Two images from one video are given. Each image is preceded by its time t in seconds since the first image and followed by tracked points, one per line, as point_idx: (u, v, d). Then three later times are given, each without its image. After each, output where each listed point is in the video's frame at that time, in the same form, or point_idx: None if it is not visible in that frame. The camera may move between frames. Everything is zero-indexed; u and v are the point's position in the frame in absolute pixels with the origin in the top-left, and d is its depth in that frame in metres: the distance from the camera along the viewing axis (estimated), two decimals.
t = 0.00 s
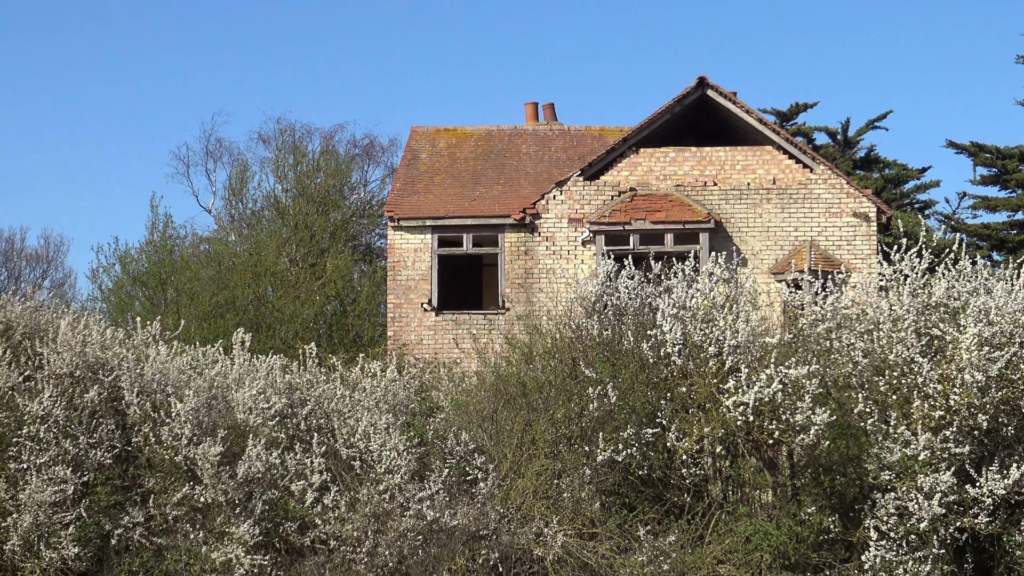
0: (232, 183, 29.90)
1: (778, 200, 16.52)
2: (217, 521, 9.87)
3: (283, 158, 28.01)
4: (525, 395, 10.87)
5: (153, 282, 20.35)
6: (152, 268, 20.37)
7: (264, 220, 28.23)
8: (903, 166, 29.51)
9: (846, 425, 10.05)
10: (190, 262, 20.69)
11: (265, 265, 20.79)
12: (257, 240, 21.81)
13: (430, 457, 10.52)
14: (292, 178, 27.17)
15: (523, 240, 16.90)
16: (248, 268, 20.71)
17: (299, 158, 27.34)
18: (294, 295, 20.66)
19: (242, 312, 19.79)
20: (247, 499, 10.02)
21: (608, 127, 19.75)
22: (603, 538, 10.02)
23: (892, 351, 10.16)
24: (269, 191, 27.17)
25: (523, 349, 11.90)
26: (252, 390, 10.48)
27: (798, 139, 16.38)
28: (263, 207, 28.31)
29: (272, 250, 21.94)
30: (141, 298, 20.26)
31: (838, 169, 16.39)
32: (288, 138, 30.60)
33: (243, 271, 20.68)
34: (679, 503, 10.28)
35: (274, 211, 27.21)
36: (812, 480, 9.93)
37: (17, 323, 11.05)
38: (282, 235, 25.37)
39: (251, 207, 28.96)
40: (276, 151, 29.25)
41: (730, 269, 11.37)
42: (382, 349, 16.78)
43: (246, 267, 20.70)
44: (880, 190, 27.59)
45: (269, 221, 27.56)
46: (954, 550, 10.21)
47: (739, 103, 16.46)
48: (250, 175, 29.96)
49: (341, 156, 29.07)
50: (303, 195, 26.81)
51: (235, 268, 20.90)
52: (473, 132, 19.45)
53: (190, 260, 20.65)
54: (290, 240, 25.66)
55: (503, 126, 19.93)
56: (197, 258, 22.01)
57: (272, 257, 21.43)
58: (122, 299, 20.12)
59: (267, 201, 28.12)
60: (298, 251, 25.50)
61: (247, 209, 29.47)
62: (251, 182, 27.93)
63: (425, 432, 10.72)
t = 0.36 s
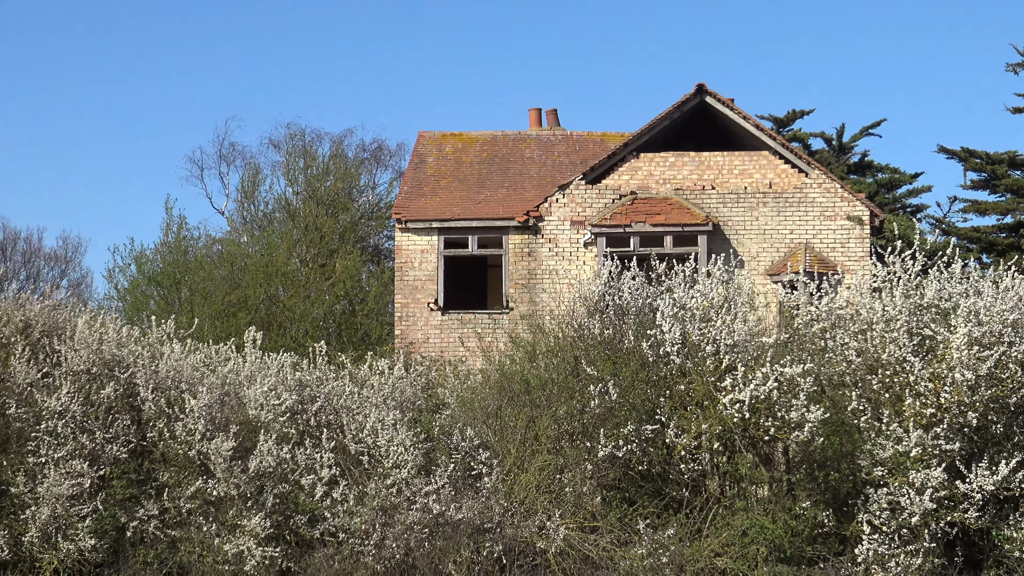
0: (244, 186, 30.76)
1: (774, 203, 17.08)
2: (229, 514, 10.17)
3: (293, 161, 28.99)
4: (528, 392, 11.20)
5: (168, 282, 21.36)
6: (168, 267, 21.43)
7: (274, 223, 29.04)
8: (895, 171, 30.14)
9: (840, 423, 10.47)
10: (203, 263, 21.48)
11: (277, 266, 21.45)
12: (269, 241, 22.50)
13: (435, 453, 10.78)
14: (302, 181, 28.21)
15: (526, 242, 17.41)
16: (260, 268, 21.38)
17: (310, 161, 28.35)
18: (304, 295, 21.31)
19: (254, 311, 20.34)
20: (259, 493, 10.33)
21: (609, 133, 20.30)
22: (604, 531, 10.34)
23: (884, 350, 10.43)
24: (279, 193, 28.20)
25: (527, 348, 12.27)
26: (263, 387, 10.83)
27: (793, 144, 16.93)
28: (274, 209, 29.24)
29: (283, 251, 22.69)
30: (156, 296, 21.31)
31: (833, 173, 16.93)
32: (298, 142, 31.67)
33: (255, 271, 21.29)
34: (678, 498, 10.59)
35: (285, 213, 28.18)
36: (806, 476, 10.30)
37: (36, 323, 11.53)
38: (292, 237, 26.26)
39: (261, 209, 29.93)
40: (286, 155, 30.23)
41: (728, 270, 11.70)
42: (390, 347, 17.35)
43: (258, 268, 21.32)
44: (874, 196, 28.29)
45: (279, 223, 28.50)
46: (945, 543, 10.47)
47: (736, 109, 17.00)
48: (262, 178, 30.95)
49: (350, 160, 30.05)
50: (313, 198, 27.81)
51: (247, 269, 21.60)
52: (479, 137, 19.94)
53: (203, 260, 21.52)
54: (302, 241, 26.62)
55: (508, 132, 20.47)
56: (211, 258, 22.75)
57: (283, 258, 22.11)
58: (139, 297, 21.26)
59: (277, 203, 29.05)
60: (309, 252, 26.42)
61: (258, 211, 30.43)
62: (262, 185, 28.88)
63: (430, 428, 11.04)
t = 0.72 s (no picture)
0: (259, 191, 32.01)
1: (773, 209, 17.80)
2: (243, 510, 10.50)
3: (307, 168, 30.12)
4: (533, 392, 11.53)
5: (184, 284, 21.69)
6: (184, 270, 21.82)
7: (288, 228, 30.11)
8: (891, 177, 30.77)
9: (837, 423, 10.64)
10: (217, 267, 22.13)
11: (290, 268, 22.06)
12: (282, 244, 23.05)
13: (444, 451, 11.10)
14: (314, 186, 29.37)
15: (532, 247, 18.19)
16: (275, 271, 22.01)
17: (323, 168, 29.50)
18: (316, 297, 21.94)
19: (268, 313, 20.62)
20: (272, 489, 10.66)
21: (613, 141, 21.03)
22: (607, 527, 10.68)
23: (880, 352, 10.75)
24: (293, 199, 29.36)
25: (532, 349, 12.61)
26: (277, 386, 11.18)
27: (791, 152, 17.60)
28: (288, 214, 30.29)
29: (297, 252, 23.19)
30: (172, 298, 21.57)
31: (829, 180, 17.63)
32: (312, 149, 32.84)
33: (269, 274, 21.94)
34: (678, 495, 10.91)
35: (298, 218, 29.28)
36: (803, 474, 10.57)
37: (56, 323, 11.95)
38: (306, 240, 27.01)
39: (276, 214, 30.99)
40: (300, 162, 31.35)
41: (729, 273, 12.00)
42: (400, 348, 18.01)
43: (273, 270, 21.96)
44: (870, 202, 28.79)
45: (293, 227, 29.58)
46: (938, 540, 10.78)
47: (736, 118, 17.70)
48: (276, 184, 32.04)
49: (362, 167, 31.13)
50: (325, 203, 28.90)
51: (262, 271, 22.19)
52: (486, 145, 20.72)
53: (218, 264, 22.09)
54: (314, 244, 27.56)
55: (515, 140, 21.22)
56: (226, 261, 23.37)
57: (296, 261, 22.65)
58: (156, 299, 21.38)
59: (291, 208, 30.13)
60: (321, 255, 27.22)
61: (273, 216, 31.50)
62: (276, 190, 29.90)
63: (438, 426, 11.36)
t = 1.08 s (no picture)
0: (272, 196, 32.48)
1: (773, 214, 18.15)
2: (256, 505, 10.79)
3: (318, 173, 30.82)
4: (538, 391, 11.83)
5: (199, 286, 22.20)
6: (198, 273, 22.39)
7: (300, 231, 30.74)
8: (886, 183, 31.19)
9: (834, 422, 10.92)
10: (231, 268, 22.56)
11: (301, 270, 22.37)
12: (293, 248, 23.53)
13: (451, 449, 11.37)
14: (326, 191, 30.08)
15: (538, 250, 18.53)
16: (286, 273, 22.32)
17: (335, 173, 30.23)
18: (327, 298, 22.12)
19: (281, 314, 20.99)
20: (284, 485, 10.95)
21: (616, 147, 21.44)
22: (610, 523, 10.95)
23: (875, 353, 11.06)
24: (305, 204, 30.06)
25: (538, 349, 12.93)
26: (289, 385, 11.59)
27: (790, 158, 17.97)
28: (300, 218, 30.94)
29: (307, 256, 23.64)
30: (188, 299, 22.16)
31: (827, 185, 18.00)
32: (324, 155, 33.54)
33: (281, 276, 22.24)
34: (680, 492, 11.20)
35: (311, 222, 29.98)
36: (801, 471, 10.82)
37: (74, 323, 12.29)
38: (317, 244, 27.79)
39: (289, 218, 31.69)
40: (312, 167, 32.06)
41: (728, 276, 12.32)
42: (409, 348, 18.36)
43: (284, 272, 22.28)
44: (866, 207, 29.22)
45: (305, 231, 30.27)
46: (932, 536, 11.07)
47: (736, 125, 18.08)
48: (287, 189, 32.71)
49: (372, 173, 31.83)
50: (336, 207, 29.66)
51: (273, 273, 22.49)
52: (493, 151, 21.10)
53: (232, 265, 22.51)
54: (326, 247, 28.27)
55: (521, 146, 21.60)
56: (240, 264, 23.98)
57: (307, 263, 23.00)
58: (172, 300, 22.08)
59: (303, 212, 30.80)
60: (333, 258, 27.96)
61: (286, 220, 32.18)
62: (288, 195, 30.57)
63: (445, 424, 11.69)
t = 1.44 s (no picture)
0: (284, 198, 32.88)
1: (771, 217, 18.48)
2: (268, 499, 11.12)
3: (329, 175, 31.21)
4: (543, 389, 12.15)
5: (214, 286, 22.75)
6: (213, 273, 22.86)
7: (312, 232, 31.10)
8: (882, 186, 31.51)
9: (831, 419, 11.19)
10: (245, 269, 23.02)
11: (313, 270, 22.59)
12: (305, 249, 23.87)
13: (458, 444, 11.84)
14: (337, 194, 30.49)
15: (543, 251, 18.89)
16: (299, 273, 22.53)
17: (346, 176, 30.62)
18: (338, 297, 22.64)
19: (293, 313, 21.60)
20: (296, 479, 11.29)
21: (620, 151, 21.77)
22: (613, 517, 11.28)
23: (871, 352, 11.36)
24: (317, 206, 30.45)
25: (543, 347, 13.24)
26: (301, 382, 11.83)
27: (789, 162, 18.27)
28: (311, 220, 31.32)
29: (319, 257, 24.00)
30: (202, 299, 22.79)
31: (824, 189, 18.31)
32: (334, 158, 33.92)
33: (294, 276, 22.46)
34: (681, 487, 11.48)
35: (322, 224, 30.39)
36: (799, 467, 11.06)
37: (92, 321, 12.60)
38: (328, 245, 28.36)
39: (300, 220, 32.09)
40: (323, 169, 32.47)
41: (728, 277, 12.64)
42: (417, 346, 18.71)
43: (297, 272, 22.52)
44: (862, 210, 29.55)
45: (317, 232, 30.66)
46: (926, 530, 11.37)
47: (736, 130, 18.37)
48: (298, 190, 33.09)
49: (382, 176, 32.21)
50: (348, 208, 30.06)
51: (286, 274, 22.76)
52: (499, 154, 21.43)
53: (246, 266, 22.99)
54: (338, 249, 28.68)
55: (527, 149, 21.94)
56: (253, 264, 24.30)
57: (319, 264, 23.29)
58: (187, 300, 22.67)
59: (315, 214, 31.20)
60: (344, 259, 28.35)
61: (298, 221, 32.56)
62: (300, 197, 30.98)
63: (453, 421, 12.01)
